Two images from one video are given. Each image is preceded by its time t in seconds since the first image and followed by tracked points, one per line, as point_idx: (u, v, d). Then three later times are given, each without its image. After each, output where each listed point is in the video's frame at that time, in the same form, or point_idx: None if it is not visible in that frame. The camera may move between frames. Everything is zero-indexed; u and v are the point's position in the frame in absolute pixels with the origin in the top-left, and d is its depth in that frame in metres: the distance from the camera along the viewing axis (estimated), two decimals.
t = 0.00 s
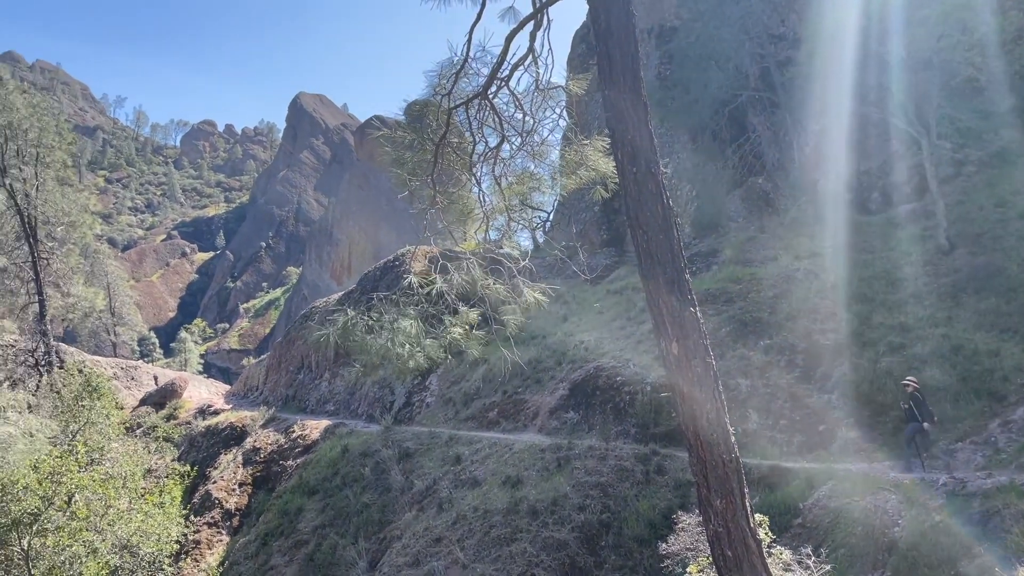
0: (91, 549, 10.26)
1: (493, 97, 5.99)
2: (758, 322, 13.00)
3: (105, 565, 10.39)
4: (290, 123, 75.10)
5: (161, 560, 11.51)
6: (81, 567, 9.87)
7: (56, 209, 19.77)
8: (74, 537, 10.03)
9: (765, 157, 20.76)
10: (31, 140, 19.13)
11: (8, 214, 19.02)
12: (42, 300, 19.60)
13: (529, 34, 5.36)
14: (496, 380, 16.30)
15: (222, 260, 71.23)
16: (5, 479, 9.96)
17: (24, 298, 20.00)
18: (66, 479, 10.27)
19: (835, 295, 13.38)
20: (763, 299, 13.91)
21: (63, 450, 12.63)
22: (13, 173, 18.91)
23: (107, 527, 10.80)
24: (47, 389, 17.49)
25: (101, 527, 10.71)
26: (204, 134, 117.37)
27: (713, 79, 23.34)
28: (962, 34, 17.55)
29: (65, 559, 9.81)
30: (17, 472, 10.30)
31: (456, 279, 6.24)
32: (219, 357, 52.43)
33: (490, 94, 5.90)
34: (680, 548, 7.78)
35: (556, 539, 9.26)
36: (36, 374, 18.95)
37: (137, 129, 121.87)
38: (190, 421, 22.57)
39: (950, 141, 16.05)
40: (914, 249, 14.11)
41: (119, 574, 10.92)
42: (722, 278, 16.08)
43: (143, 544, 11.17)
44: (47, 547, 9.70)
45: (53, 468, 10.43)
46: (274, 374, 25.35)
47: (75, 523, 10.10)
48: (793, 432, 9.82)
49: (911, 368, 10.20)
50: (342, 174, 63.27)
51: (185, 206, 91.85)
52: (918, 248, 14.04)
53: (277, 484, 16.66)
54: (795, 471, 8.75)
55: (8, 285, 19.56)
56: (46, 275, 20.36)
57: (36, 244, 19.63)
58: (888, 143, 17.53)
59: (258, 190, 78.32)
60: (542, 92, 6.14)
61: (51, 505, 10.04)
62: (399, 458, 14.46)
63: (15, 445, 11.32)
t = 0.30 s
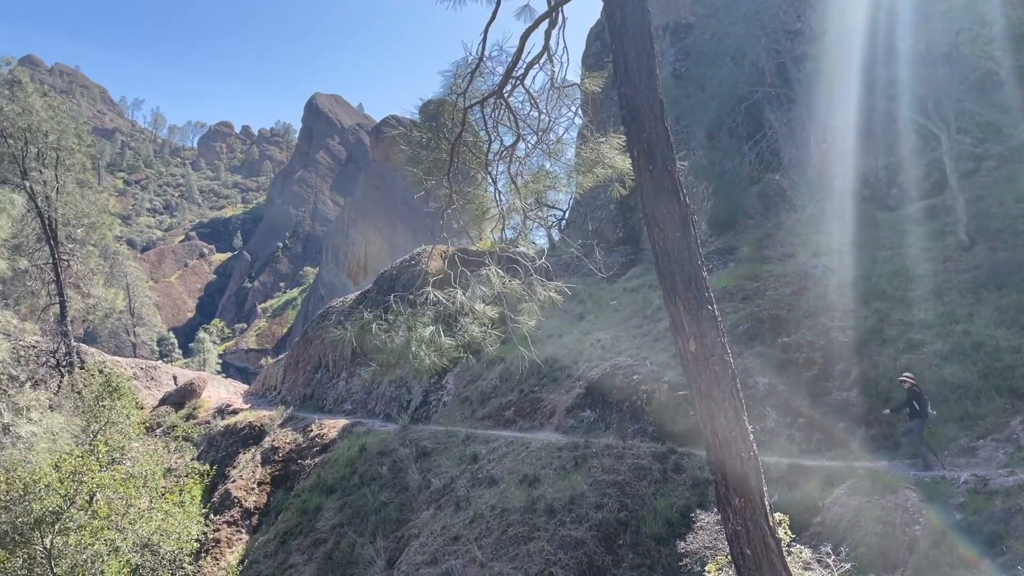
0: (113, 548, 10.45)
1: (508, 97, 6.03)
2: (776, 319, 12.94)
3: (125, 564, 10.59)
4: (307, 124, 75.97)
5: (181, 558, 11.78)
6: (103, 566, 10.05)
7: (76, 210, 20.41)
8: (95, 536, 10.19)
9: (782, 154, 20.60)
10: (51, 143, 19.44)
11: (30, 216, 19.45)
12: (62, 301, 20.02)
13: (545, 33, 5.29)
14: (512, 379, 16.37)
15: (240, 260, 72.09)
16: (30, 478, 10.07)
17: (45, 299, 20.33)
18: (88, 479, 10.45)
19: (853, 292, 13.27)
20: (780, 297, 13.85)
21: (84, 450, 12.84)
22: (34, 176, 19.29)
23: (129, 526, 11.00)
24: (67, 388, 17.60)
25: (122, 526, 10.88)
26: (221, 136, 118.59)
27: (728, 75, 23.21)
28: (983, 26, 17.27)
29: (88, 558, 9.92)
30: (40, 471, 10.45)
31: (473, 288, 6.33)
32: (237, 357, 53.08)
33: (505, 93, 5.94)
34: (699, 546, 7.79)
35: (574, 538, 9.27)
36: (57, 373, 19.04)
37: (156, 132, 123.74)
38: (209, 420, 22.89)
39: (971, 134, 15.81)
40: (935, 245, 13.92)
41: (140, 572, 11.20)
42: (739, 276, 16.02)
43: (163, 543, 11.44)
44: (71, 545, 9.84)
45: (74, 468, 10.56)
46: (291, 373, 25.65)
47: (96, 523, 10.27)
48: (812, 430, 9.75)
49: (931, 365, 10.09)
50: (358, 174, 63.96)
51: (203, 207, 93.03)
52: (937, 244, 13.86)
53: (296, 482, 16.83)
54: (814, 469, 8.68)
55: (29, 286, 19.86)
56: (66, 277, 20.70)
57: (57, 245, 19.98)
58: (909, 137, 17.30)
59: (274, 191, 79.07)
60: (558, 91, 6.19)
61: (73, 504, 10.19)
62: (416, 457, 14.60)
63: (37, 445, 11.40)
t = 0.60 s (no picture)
0: (131, 547, 10.67)
1: (522, 96, 6.06)
2: (792, 317, 12.90)
3: (143, 563, 10.82)
4: (321, 126, 76.73)
5: (199, 556, 11.91)
6: (122, 565, 10.22)
7: (93, 212, 20.94)
8: (114, 535, 10.36)
9: (796, 151, 20.49)
10: (69, 146, 19.81)
11: (48, 219, 19.82)
12: (80, 303, 20.38)
13: (557, 32, 5.27)
14: (526, 378, 16.44)
15: (255, 261, 72.86)
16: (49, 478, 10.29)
17: (63, 301, 20.65)
18: (107, 478, 10.62)
19: (870, 289, 13.20)
20: (795, 295, 13.77)
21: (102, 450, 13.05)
22: (52, 179, 19.63)
23: (146, 525, 11.19)
24: (85, 389, 17.81)
25: (140, 526, 11.08)
26: (236, 138, 120.00)
27: (741, 73, 23.12)
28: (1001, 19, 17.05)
29: (106, 557, 10.11)
30: (60, 471, 10.69)
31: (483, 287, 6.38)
32: (252, 357, 53.68)
33: (518, 93, 5.97)
34: (715, 546, 7.79)
35: (589, 538, 9.30)
36: (76, 373, 19.26)
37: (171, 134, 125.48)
38: (225, 420, 23.17)
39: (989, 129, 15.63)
40: (952, 241, 13.77)
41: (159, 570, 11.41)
42: (753, 274, 15.97)
43: (181, 542, 11.59)
44: (90, 545, 10.03)
45: (93, 468, 10.79)
46: (307, 373, 25.90)
47: (115, 522, 10.44)
48: (828, 429, 9.70)
49: (949, 362, 10.00)
50: (372, 175, 64.57)
51: (219, 208, 94.01)
52: (954, 241, 13.70)
53: (311, 482, 16.98)
54: (830, 468, 8.63)
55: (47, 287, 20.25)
56: (83, 278, 21.01)
57: (74, 247, 20.32)
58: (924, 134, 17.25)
59: (289, 192, 79.75)
60: (571, 90, 6.22)
61: (92, 504, 10.38)
62: (431, 457, 14.72)
63: (55, 446, 11.64)
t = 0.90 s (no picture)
0: (147, 547, 10.91)
1: (533, 97, 6.10)
2: (805, 317, 12.84)
3: (159, 563, 11.07)
4: (332, 128, 77.35)
5: (213, 556, 12.13)
6: (138, 565, 10.43)
7: (108, 215, 21.30)
8: (129, 536, 10.51)
9: (808, 149, 20.42)
10: (84, 149, 20.11)
11: (64, 221, 20.13)
12: (95, 305, 20.67)
13: (568, 32, 5.31)
14: (538, 379, 16.47)
15: (268, 263, 73.46)
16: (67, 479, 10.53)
17: (78, 302, 20.94)
18: (122, 479, 10.79)
19: (883, 288, 13.10)
20: (808, 295, 13.71)
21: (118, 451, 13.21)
22: (67, 182, 19.92)
23: (162, 526, 11.35)
24: (100, 390, 17.98)
25: (156, 526, 11.23)
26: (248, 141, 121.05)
27: (753, 71, 23.03)
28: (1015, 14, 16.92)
29: (122, 558, 10.29)
30: (75, 472, 10.86)
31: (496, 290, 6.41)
32: (265, 358, 54.14)
33: (530, 94, 5.99)
34: (729, 546, 7.79)
35: (602, 538, 9.32)
36: (91, 375, 19.47)
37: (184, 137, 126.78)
38: (239, 421, 23.39)
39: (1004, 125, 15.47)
40: (967, 239, 13.63)
41: (174, 570, 11.60)
42: (765, 273, 15.92)
43: (196, 542, 11.78)
44: (105, 545, 10.19)
45: (109, 468, 10.93)
46: (319, 374, 26.10)
47: (130, 523, 10.56)
48: (842, 429, 9.65)
49: (965, 361, 9.91)
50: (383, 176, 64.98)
51: (231, 210, 94.85)
52: (969, 240, 13.56)
53: (324, 483, 17.08)
54: (845, 467, 8.58)
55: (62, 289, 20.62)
56: (98, 280, 21.29)
57: (89, 249, 20.63)
58: (935, 132, 17.33)
59: (301, 194, 80.32)
60: (582, 90, 6.24)
61: (108, 504, 10.54)
62: (444, 457, 14.80)
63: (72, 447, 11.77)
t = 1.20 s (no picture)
0: (159, 549, 10.93)
1: (542, 98, 6.13)
2: (816, 317, 12.80)
3: (171, 564, 11.11)
4: (343, 130, 77.90)
5: (226, 557, 12.04)
6: (151, 566, 10.48)
7: (120, 218, 21.58)
8: (142, 537, 10.64)
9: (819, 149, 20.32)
10: (97, 153, 20.38)
11: (77, 224, 20.41)
12: (108, 307, 20.92)
13: (577, 32, 5.32)
14: (548, 379, 16.51)
15: (279, 265, 74.01)
16: (79, 480, 10.63)
17: (91, 305, 21.20)
18: (134, 481, 10.94)
19: (896, 287, 13.02)
20: (819, 295, 13.67)
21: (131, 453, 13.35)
22: (80, 185, 20.16)
23: (173, 527, 11.46)
24: (112, 392, 18.13)
25: (168, 527, 11.36)
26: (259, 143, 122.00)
27: (763, 71, 22.96)
28: None
29: (134, 559, 10.36)
30: (89, 474, 10.96)
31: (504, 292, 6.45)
32: (277, 360, 54.60)
33: (539, 95, 6.02)
34: (741, 548, 7.75)
35: (613, 539, 9.33)
36: (104, 377, 19.66)
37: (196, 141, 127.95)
38: (250, 423, 23.58)
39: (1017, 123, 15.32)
40: (981, 238, 13.51)
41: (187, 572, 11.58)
42: (776, 273, 15.89)
43: (207, 543, 11.76)
44: (118, 546, 10.31)
45: (121, 470, 11.11)
46: (330, 375, 26.28)
47: (142, 524, 10.70)
48: (854, 429, 9.61)
49: (978, 361, 9.85)
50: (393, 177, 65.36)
51: (243, 213, 95.61)
52: (982, 239, 13.45)
53: (335, 484, 17.17)
54: (857, 468, 8.54)
55: (76, 291, 20.88)
56: (110, 282, 21.56)
57: (101, 251, 20.87)
58: (948, 131, 17.13)
59: (312, 196, 80.83)
60: (591, 91, 6.26)
61: (121, 506, 10.72)
62: (454, 458, 14.87)
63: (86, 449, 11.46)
